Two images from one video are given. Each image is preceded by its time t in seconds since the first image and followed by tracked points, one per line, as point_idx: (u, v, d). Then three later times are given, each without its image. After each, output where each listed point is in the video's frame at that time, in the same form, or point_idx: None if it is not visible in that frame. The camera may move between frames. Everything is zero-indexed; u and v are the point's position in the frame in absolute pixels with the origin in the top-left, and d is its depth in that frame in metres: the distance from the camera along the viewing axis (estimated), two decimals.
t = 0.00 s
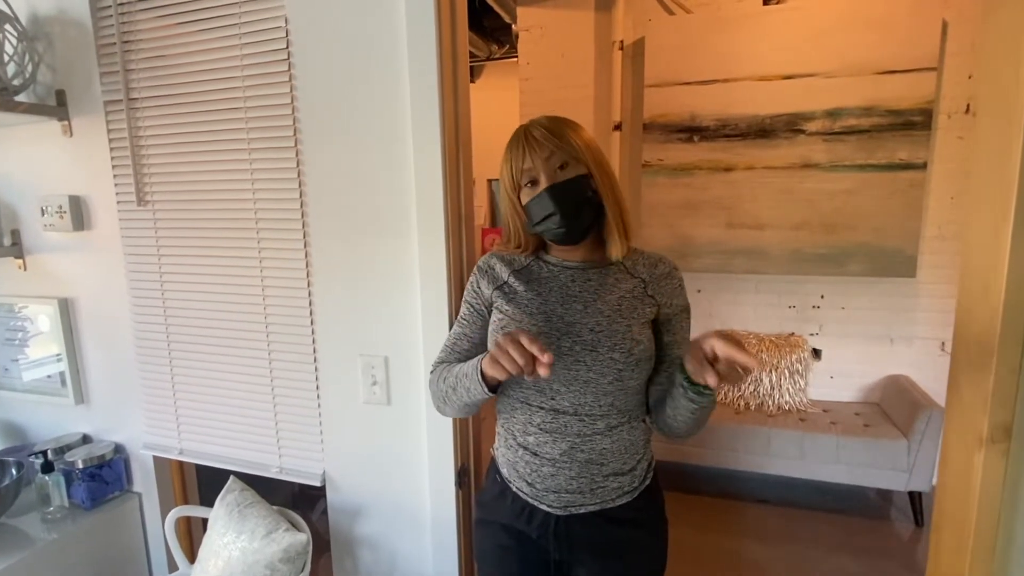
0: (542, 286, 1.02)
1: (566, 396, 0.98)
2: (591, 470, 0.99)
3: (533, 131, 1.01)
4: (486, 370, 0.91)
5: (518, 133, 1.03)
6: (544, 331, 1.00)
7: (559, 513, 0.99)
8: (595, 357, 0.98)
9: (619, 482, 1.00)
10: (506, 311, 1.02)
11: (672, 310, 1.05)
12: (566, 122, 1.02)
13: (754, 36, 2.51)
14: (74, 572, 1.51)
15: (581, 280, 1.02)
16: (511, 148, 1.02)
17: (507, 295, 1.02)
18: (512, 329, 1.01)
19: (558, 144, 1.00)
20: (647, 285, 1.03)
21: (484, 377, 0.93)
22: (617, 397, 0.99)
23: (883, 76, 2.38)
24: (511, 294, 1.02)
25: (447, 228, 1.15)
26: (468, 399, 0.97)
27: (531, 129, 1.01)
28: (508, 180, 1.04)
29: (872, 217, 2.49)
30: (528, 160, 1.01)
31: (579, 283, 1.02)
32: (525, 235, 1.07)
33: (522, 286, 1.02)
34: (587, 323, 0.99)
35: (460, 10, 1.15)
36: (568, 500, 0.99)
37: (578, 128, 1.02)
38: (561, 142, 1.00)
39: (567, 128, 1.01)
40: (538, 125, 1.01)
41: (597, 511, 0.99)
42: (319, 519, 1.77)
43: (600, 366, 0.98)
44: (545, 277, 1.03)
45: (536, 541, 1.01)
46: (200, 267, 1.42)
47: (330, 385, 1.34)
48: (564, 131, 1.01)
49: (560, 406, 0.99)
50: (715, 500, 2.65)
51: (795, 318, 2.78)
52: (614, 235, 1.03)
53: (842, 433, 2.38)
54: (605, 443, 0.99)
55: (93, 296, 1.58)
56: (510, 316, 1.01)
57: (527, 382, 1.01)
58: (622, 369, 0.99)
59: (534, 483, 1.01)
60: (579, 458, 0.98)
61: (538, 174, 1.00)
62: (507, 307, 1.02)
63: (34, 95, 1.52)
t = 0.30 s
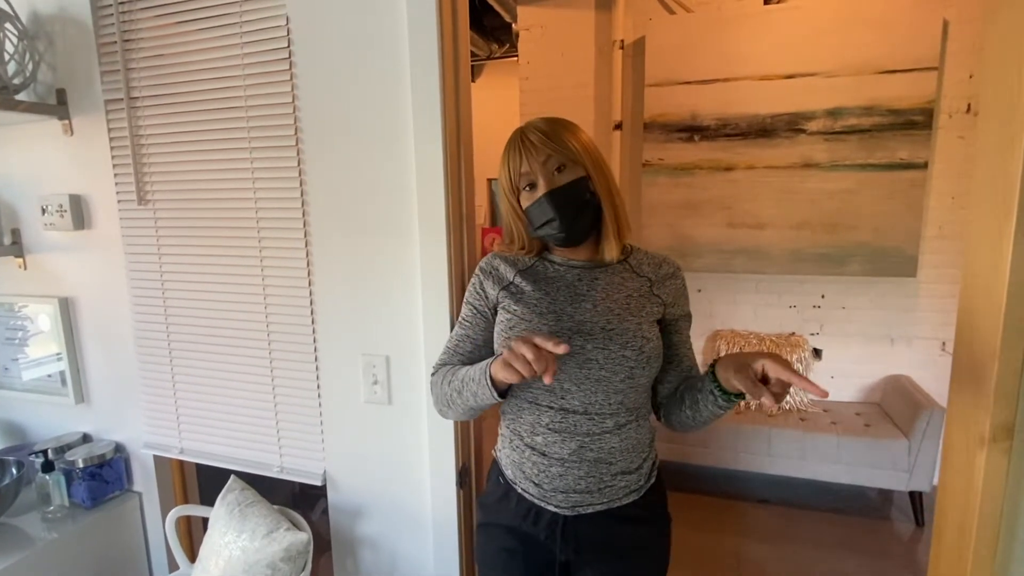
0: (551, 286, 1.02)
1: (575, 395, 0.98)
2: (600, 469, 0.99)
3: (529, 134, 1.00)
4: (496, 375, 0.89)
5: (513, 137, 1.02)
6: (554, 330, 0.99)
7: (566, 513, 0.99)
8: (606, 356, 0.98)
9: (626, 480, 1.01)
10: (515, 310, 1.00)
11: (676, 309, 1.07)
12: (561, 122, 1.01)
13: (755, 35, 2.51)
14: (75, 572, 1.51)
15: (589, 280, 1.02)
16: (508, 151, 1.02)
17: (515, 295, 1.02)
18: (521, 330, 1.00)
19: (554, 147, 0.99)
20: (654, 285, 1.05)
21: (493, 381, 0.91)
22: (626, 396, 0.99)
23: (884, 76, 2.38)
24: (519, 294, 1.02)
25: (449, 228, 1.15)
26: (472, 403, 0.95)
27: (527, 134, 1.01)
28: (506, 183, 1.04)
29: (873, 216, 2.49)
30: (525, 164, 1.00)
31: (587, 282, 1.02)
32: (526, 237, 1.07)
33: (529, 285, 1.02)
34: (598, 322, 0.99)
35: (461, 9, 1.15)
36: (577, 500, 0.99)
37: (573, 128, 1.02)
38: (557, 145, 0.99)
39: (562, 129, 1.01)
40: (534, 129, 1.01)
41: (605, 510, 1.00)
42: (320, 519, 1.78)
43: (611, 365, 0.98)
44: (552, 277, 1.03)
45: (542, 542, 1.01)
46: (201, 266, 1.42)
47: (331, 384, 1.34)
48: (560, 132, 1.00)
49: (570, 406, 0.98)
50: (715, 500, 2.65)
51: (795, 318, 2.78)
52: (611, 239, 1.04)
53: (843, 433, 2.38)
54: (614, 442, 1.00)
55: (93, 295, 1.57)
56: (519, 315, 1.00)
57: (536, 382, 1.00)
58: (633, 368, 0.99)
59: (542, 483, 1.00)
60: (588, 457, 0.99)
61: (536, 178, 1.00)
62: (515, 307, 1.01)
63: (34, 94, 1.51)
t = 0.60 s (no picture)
0: (553, 284, 1.02)
1: (578, 393, 0.98)
2: (602, 466, 0.99)
3: (533, 133, 1.00)
4: (511, 373, 0.88)
5: (518, 135, 1.02)
6: (557, 328, 0.99)
7: (569, 511, 0.99)
8: (609, 353, 0.98)
9: (628, 477, 1.01)
10: (518, 308, 1.00)
11: (677, 308, 1.07)
12: (567, 122, 1.01)
13: (755, 34, 2.51)
14: (75, 570, 1.51)
15: (591, 278, 1.02)
16: (512, 149, 1.02)
17: (518, 293, 1.01)
18: (524, 328, 0.99)
19: (559, 147, 0.99)
20: (655, 283, 1.05)
21: (506, 380, 0.89)
22: (629, 393, 0.99)
23: (885, 75, 2.38)
24: (522, 291, 1.01)
25: (450, 226, 1.15)
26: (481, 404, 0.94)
27: (532, 132, 1.00)
28: (509, 181, 1.04)
29: (874, 216, 2.49)
30: (530, 164, 1.00)
31: (590, 280, 1.02)
32: (529, 235, 1.08)
33: (532, 283, 1.02)
34: (601, 320, 0.99)
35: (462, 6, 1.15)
36: (578, 497, 0.99)
37: (580, 129, 1.01)
38: (562, 145, 0.99)
39: (568, 129, 1.00)
40: (539, 127, 1.00)
41: (606, 508, 1.00)
42: (320, 518, 1.78)
43: (613, 363, 0.98)
44: (554, 275, 1.03)
45: (543, 541, 1.00)
46: (201, 264, 1.42)
47: (332, 383, 1.34)
48: (566, 133, 1.00)
49: (573, 404, 0.98)
50: (716, 500, 2.65)
51: (796, 317, 2.78)
52: (613, 241, 1.03)
53: (844, 432, 2.38)
54: (616, 440, 1.00)
55: (93, 293, 1.57)
56: (522, 313, 1.00)
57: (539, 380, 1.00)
58: (636, 366, 0.99)
59: (543, 482, 1.00)
60: (590, 455, 0.99)
61: (540, 177, 1.00)
62: (518, 305, 1.01)
63: (35, 92, 1.51)
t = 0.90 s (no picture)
0: (552, 283, 1.02)
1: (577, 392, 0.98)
2: (600, 465, 0.99)
3: (530, 135, 1.00)
4: (528, 374, 0.85)
5: (515, 136, 1.01)
6: (556, 327, 0.99)
7: (566, 510, 0.99)
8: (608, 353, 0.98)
9: (626, 476, 1.01)
10: (517, 307, 1.00)
11: (674, 307, 1.07)
12: (564, 123, 1.00)
13: (757, 34, 2.51)
14: (74, 569, 1.51)
15: (590, 277, 1.02)
16: (509, 151, 1.01)
17: (516, 292, 1.01)
18: (523, 326, 0.99)
19: (556, 149, 0.99)
20: (653, 282, 1.04)
21: (523, 381, 0.86)
22: (627, 392, 0.99)
23: (887, 74, 2.38)
24: (520, 290, 1.01)
25: (451, 224, 1.15)
26: (485, 406, 0.92)
27: (529, 134, 1.00)
28: (507, 183, 1.04)
29: (874, 215, 2.49)
30: (527, 166, 1.00)
31: (588, 279, 1.02)
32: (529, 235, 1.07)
33: (531, 282, 1.01)
34: (600, 320, 0.99)
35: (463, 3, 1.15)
36: (576, 496, 0.99)
37: (577, 131, 1.01)
38: (559, 148, 0.99)
39: (565, 131, 1.00)
40: (536, 128, 1.00)
41: (604, 507, 1.00)
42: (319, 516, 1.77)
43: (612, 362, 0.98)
44: (553, 274, 1.03)
45: (542, 540, 1.01)
46: (202, 262, 1.42)
47: (332, 381, 1.34)
48: (563, 134, 0.99)
49: (571, 403, 0.98)
50: (716, 500, 2.65)
51: (796, 317, 2.77)
52: (611, 242, 1.02)
53: (844, 432, 2.38)
54: (613, 438, 1.00)
55: (92, 290, 1.57)
56: (520, 312, 0.99)
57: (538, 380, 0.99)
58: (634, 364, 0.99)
59: (541, 480, 1.00)
60: (588, 453, 0.99)
61: (537, 180, 1.00)
62: (517, 304, 1.00)
63: (35, 89, 1.51)
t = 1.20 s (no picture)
0: (551, 282, 1.01)
1: (578, 390, 0.98)
2: (601, 463, 0.99)
3: (527, 133, 0.99)
4: (551, 345, 0.85)
5: (511, 133, 1.01)
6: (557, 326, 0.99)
7: (567, 509, 0.99)
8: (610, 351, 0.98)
9: (626, 474, 1.01)
10: (517, 306, 1.00)
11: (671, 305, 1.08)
12: (560, 121, 1.00)
13: (757, 33, 2.51)
14: (74, 568, 1.51)
15: (588, 275, 1.02)
16: (506, 148, 1.01)
17: (516, 291, 1.01)
18: (523, 325, 0.99)
19: (553, 148, 0.99)
20: (652, 280, 1.05)
21: (545, 354, 0.85)
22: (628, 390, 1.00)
23: (887, 74, 2.37)
24: (520, 290, 1.01)
25: (450, 223, 1.15)
26: (498, 392, 0.90)
27: (526, 132, 0.99)
28: (503, 181, 1.03)
29: (875, 215, 2.49)
30: (523, 164, 0.99)
31: (587, 278, 1.02)
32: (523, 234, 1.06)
33: (530, 281, 1.01)
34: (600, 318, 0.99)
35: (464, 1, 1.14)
36: (578, 494, 0.99)
37: (573, 129, 1.00)
38: (555, 147, 0.99)
39: (561, 129, 0.99)
40: (533, 126, 0.99)
41: (605, 505, 1.00)
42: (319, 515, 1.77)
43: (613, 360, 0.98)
44: (552, 273, 1.03)
45: (543, 539, 1.01)
46: (202, 261, 1.41)
47: (332, 380, 1.34)
48: (558, 133, 0.99)
49: (572, 401, 0.98)
50: (715, 499, 2.65)
51: (796, 317, 2.78)
52: (606, 240, 1.02)
53: (844, 432, 2.38)
54: (614, 436, 1.00)
55: (92, 289, 1.57)
56: (520, 311, 0.99)
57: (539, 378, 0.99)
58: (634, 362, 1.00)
59: (543, 479, 1.00)
60: (590, 451, 0.99)
61: (534, 178, 0.99)
62: (516, 303, 1.00)
63: (35, 87, 1.51)
